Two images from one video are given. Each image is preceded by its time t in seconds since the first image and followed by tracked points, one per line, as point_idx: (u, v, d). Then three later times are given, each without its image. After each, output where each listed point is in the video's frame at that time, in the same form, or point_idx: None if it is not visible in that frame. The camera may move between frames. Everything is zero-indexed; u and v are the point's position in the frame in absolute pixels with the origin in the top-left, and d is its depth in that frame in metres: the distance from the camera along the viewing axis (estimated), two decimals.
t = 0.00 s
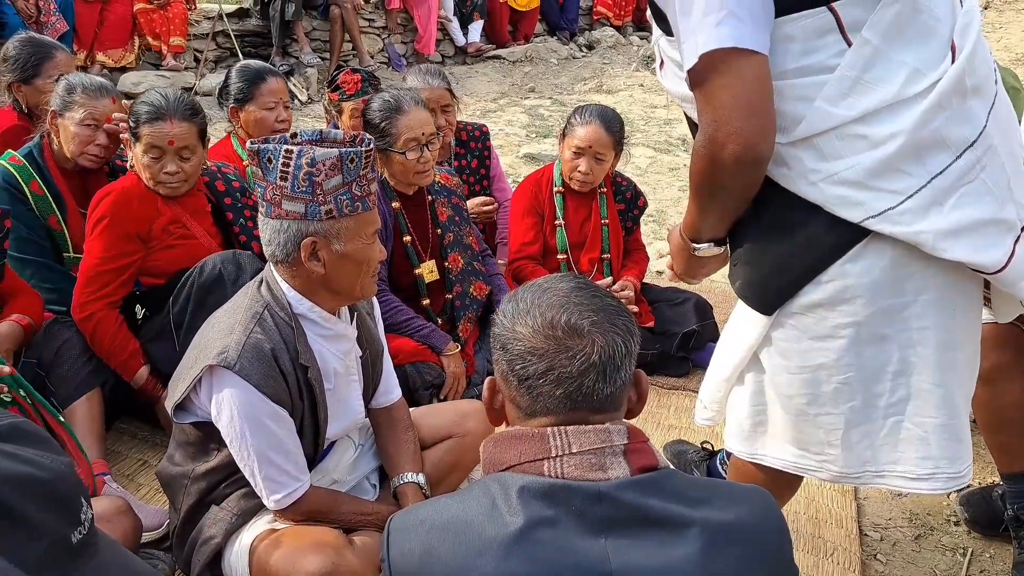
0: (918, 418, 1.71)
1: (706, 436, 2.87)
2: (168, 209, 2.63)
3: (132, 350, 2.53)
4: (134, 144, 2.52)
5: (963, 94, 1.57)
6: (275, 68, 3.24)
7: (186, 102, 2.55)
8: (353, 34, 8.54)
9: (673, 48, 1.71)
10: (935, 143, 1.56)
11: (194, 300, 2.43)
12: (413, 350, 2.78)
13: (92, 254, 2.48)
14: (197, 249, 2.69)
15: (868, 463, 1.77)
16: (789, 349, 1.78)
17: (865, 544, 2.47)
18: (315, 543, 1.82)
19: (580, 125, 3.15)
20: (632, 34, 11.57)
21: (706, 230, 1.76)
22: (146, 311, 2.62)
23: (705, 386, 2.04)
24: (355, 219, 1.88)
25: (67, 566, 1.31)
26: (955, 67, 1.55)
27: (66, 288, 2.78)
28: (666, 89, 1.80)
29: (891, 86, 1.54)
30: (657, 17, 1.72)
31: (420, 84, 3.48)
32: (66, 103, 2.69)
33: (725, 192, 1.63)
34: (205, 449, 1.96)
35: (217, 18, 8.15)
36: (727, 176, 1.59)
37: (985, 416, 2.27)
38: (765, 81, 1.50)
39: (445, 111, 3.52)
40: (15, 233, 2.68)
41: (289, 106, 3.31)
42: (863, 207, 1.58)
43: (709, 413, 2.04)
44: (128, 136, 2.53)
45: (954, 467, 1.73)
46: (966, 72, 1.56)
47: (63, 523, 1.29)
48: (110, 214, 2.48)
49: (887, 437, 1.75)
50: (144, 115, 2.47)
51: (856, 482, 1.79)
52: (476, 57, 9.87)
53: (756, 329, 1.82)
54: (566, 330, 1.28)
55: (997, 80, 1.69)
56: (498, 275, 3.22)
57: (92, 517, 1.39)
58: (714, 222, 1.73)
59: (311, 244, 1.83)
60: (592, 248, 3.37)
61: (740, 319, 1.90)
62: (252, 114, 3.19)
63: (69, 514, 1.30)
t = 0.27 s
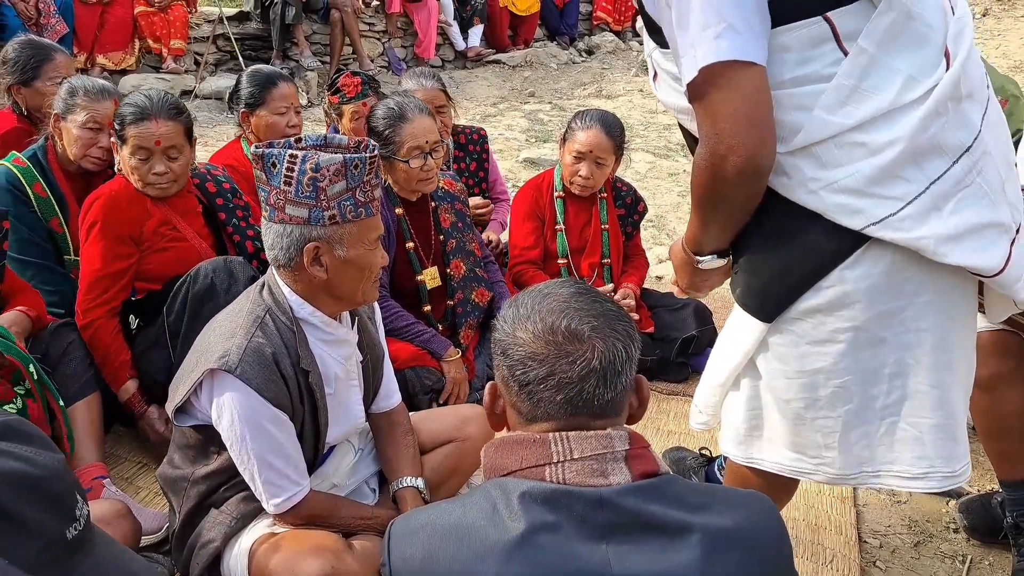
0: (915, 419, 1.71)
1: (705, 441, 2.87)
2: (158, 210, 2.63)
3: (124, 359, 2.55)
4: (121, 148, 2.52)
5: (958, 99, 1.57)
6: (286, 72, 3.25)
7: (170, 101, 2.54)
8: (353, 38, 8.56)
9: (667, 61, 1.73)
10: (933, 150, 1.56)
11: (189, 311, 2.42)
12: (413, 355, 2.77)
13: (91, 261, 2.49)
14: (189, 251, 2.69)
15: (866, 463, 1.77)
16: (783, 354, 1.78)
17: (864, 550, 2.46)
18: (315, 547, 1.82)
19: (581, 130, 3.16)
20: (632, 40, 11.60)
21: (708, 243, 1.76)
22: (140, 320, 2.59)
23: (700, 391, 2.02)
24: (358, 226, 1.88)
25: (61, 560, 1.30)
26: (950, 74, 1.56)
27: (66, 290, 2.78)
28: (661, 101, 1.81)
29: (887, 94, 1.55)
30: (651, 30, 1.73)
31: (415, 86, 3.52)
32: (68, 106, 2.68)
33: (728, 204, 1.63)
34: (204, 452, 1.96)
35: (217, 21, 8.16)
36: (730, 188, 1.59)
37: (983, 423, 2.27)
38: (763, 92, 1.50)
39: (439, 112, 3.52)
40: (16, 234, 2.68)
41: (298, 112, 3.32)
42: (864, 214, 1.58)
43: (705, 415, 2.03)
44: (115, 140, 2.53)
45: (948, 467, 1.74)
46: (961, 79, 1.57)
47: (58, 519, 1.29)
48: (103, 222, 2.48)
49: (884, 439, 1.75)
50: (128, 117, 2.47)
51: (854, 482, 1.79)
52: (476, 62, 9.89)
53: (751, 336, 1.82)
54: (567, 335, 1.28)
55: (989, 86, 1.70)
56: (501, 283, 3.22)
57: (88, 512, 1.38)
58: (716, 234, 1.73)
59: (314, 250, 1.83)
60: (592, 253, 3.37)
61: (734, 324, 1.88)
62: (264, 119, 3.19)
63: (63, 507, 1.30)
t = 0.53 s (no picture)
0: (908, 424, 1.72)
1: (706, 448, 2.87)
2: (158, 215, 2.62)
3: (130, 364, 2.55)
4: (122, 152, 2.53)
5: (954, 109, 1.58)
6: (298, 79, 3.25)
7: (171, 105, 2.55)
8: (354, 42, 8.58)
9: (662, 73, 1.71)
10: (929, 160, 1.57)
11: (194, 315, 2.43)
12: (413, 360, 2.78)
13: (92, 265, 2.49)
14: (189, 255, 2.69)
15: (858, 466, 1.78)
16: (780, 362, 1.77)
17: (864, 557, 2.46)
18: (316, 552, 1.82)
19: (582, 136, 3.17)
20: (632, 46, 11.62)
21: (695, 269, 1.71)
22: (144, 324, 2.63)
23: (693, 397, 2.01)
24: (358, 230, 1.89)
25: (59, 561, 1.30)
26: (944, 85, 1.57)
27: (66, 295, 2.78)
28: (655, 112, 1.79)
29: (883, 105, 1.56)
30: (644, 42, 1.71)
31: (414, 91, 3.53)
32: (66, 111, 2.70)
33: (733, 221, 1.59)
34: (205, 458, 1.96)
35: (218, 26, 8.18)
36: (737, 203, 1.56)
37: (984, 431, 2.27)
38: (763, 104, 1.50)
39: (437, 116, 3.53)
40: (17, 239, 2.69)
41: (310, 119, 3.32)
42: (863, 225, 1.58)
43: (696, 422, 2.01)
44: (115, 146, 2.54)
45: (939, 471, 1.75)
46: (956, 89, 1.58)
47: (57, 521, 1.29)
48: (102, 231, 2.49)
49: (877, 444, 1.76)
50: (127, 121, 2.48)
51: (847, 486, 1.79)
52: (477, 67, 9.92)
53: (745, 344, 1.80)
54: (569, 343, 1.29)
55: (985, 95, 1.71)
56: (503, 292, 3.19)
57: (87, 513, 1.38)
58: (710, 258, 1.68)
59: (314, 255, 1.84)
60: (593, 259, 3.38)
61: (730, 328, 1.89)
62: (275, 125, 3.19)
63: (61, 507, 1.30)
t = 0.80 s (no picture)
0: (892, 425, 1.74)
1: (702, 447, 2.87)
2: (159, 217, 2.61)
3: (138, 367, 2.53)
4: (121, 152, 2.52)
5: (943, 115, 1.58)
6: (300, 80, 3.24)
7: (171, 105, 2.53)
8: (349, 41, 8.57)
9: (650, 81, 1.70)
10: (919, 167, 1.57)
11: (196, 314, 2.42)
12: (409, 360, 2.77)
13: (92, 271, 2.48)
14: (190, 256, 2.67)
15: (841, 467, 1.78)
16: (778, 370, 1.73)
17: (859, 556, 2.47)
18: (312, 553, 1.81)
19: (578, 136, 3.16)
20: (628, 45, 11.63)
21: (712, 304, 1.63)
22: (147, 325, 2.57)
23: (688, 392, 2.00)
24: (351, 229, 1.88)
25: (55, 562, 1.29)
26: (932, 91, 1.57)
27: (59, 294, 2.77)
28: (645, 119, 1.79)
29: (872, 113, 1.56)
30: (632, 52, 1.69)
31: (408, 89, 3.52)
32: (58, 109, 2.69)
33: (735, 241, 1.53)
34: (199, 458, 1.95)
35: (213, 24, 8.16)
36: (738, 215, 1.50)
37: (979, 430, 2.28)
38: (753, 105, 1.47)
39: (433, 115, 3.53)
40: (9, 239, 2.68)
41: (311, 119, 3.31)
42: (854, 233, 1.59)
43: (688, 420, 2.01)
44: (113, 145, 2.53)
45: (925, 473, 1.75)
46: (944, 95, 1.58)
47: (52, 522, 1.28)
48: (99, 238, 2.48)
49: (863, 446, 1.77)
50: (128, 121, 2.46)
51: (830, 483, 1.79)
52: (473, 66, 9.91)
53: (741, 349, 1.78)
54: (566, 342, 1.28)
55: (975, 97, 1.70)
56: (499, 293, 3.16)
57: (82, 512, 1.38)
58: (722, 294, 1.60)
59: (307, 254, 1.83)
60: (589, 259, 3.38)
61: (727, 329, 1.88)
62: (276, 126, 3.19)
63: (56, 507, 1.29)
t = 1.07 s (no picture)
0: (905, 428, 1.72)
1: (702, 448, 2.87)
2: (155, 217, 2.60)
3: (136, 366, 2.50)
4: (117, 152, 2.51)
5: (941, 110, 1.58)
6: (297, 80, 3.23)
7: (166, 104, 2.53)
8: (348, 41, 8.56)
9: (647, 86, 1.69)
10: (919, 163, 1.57)
11: (197, 316, 2.41)
12: (408, 361, 2.76)
13: (89, 271, 2.47)
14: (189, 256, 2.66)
15: (862, 476, 1.75)
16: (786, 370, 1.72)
17: (860, 557, 2.46)
18: (312, 555, 1.81)
19: (578, 136, 3.16)
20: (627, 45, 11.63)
21: (738, 308, 1.61)
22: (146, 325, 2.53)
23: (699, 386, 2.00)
24: (349, 229, 1.87)
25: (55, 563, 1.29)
26: (930, 87, 1.56)
27: (57, 295, 2.76)
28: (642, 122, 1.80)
29: (870, 111, 1.55)
30: (626, 58, 1.69)
31: (406, 89, 3.51)
32: (62, 112, 2.68)
33: (754, 242, 1.52)
34: (199, 460, 1.95)
35: (211, 24, 8.15)
36: (756, 216, 1.49)
37: (980, 430, 2.27)
38: (762, 102, 1.46)
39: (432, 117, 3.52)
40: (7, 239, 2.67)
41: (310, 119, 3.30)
42: (857, 231, 1.58)
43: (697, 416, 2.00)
44: (109, 146, 2.52)
45: (939, 472, 1.75)
46: (942, 91, 1.58)
47: (52, 524, 1.27)
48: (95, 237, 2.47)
49: (877, 452, 1.74)
50: (123, 120, 2.45)
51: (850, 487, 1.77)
52: (471, 66, 9.91)
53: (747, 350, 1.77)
54: (569, 348, 1.27)
55: (971, 90, 1.70)
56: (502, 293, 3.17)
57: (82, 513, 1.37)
58: (743, 297, 1.59)
59: (304, 254, 1.83)
60: (589, 259, 3.37)
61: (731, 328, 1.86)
62: (274, 127, 3.17)
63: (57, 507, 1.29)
